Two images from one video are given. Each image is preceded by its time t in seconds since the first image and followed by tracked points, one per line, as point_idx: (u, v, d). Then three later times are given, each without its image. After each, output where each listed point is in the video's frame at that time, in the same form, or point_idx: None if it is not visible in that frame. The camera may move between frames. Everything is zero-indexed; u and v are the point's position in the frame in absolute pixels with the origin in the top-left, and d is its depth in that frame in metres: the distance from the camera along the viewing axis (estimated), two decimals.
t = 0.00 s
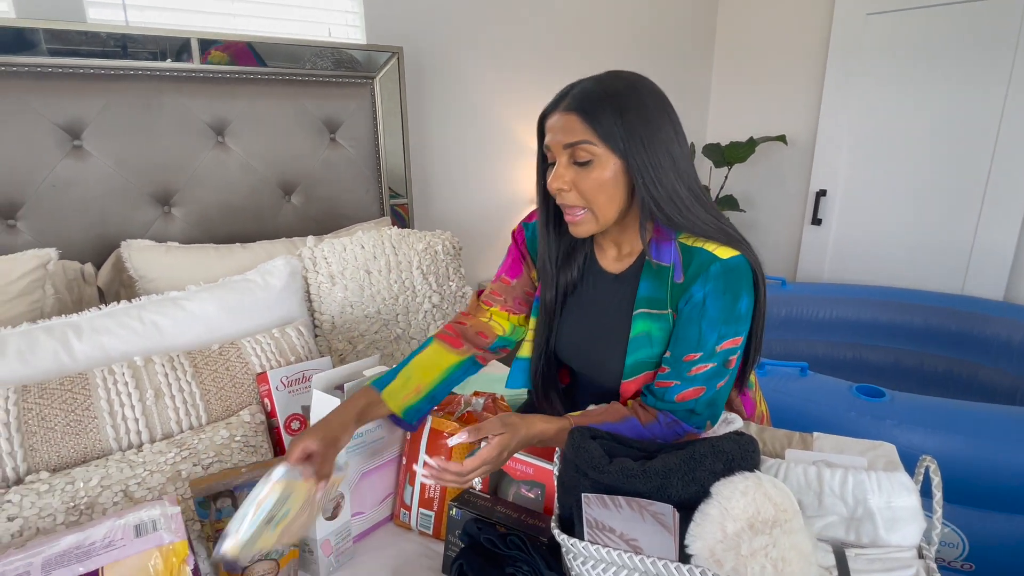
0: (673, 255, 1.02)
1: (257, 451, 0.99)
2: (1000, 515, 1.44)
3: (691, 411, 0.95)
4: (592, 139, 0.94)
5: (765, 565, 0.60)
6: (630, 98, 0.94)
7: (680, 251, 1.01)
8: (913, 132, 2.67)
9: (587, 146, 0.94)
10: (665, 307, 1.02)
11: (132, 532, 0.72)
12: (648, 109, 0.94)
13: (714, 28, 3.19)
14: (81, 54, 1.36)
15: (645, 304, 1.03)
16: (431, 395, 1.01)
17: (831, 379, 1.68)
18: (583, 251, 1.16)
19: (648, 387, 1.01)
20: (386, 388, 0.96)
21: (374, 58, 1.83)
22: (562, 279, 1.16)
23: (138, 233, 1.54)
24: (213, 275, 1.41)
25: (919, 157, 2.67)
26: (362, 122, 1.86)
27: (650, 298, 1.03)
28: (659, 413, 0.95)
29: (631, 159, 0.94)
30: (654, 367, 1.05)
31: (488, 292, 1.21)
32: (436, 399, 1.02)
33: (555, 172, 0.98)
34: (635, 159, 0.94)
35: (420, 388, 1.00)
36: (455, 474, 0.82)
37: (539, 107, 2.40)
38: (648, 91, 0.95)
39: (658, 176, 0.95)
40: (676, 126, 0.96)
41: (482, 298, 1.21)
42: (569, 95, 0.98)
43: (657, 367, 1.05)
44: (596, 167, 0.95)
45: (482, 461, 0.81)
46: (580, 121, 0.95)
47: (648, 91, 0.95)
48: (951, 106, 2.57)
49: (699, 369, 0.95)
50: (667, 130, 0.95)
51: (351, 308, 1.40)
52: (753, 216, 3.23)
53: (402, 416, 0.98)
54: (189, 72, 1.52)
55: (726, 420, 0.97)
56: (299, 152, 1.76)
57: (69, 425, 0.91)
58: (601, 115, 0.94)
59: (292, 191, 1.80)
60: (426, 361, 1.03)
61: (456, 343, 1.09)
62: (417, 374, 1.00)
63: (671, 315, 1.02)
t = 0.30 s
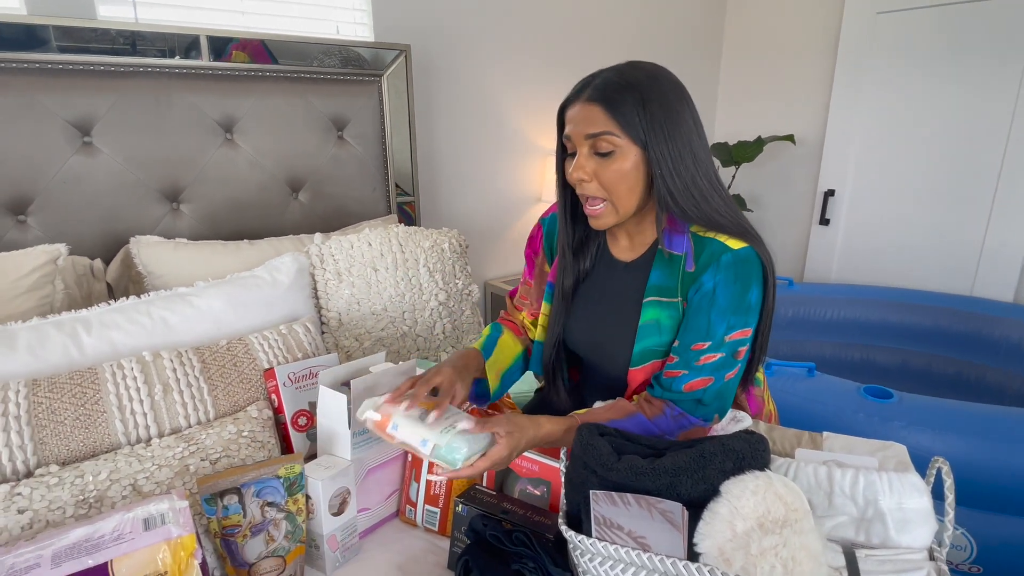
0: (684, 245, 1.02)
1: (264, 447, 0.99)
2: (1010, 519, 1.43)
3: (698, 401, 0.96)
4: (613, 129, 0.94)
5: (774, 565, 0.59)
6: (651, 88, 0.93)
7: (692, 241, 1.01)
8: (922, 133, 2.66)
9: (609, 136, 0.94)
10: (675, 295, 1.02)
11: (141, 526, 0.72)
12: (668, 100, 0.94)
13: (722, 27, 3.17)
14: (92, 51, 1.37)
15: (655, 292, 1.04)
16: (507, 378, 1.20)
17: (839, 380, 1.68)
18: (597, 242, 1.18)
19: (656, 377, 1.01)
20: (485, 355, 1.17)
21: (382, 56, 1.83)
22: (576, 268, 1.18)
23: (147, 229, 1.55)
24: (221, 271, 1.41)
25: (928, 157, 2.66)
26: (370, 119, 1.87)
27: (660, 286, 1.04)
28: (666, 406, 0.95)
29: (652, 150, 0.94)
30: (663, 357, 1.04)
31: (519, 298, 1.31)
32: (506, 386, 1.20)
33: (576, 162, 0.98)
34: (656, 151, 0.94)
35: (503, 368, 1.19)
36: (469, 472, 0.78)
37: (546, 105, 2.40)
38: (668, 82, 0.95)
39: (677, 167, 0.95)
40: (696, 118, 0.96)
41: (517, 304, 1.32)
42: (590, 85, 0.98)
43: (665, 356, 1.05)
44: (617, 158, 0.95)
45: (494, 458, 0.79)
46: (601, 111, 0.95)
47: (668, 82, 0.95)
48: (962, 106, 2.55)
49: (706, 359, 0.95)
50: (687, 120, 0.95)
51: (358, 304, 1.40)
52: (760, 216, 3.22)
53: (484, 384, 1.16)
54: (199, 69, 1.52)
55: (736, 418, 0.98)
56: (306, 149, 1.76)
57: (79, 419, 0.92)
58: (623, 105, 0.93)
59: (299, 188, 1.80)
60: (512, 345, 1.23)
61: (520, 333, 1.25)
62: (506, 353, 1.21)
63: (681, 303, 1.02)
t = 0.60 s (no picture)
0: (687, 238, 1.00)
1: (264, 441, 0.99)
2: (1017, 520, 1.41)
3: (697, 395, 0.95)
4: (617, 122, 0.93)
5: (776, 565, 0.58)
6: (655, 81, 0.92)
7: (694, 235, 1.00)
8: (931, 130, 2.63)
9: (611, 130, 0.93)
10: (676, 288, 1.01)
11: (139, 519, 0.72)
12: (672, 92, 0.93)
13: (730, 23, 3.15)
14: (96, 45, 1.37)
15: (656, 285, 1.03)
16: (514, 360, 1.22)
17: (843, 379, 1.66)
18: (600, 237, 1.18)
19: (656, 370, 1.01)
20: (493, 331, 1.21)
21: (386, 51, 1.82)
22: (578, 263, 1.18)
23: (151, 223, 1.55)
24: (224, 266, 1.41)
25: (937, 155, 2.63)
26: (374, 114, 1.86)
27: (662, 279, 1.03)
28: (665, 399, 0.94)
29: (655, 144, 0.93)
30: (664, 350, 1.03)
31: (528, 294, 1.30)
32: (512, 368, 1.22)
33: (578, 155, 0.98)
34: (659, 145, 0.93)
35: (511, 349, 1.21)
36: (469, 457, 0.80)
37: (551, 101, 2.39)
38: (673, 74, 0.94)
39: (681, 161, 0.94)
40: (700, 111, 0.95)
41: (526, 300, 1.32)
42: (594, 77, 0.97)
43: (665, 350, 1.04)
44: (620, 151, 0.94)
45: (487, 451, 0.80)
46: (604, 104, 0.94)
47: (672, 74, 0.94)
48: (973, 103, 2.52)
49: (705, 353, 0.94)
50: (692, 114, 0.94)
51: (360, 300, 1.40)
52: (766, 213, 3.19)
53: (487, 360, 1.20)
54: (203, 64, 1.53)
55: (738, 417, 0.94)
56: (310, 144, 1.76)
57: (79, 413, 0.92)
58: (626, 98, 0.92)
59: (303, 183, 1.80)
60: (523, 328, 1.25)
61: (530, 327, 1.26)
62: (516, 336, 1.23)
63: (682, 296, 1.01)
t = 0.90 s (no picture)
0: (690, 234, 0.99)
1: (269, 435, 0.99)
2: None
3: (702, 391, 0.94)
4: (616, 120, 0.91)
5: (785, 564, 0.58)
6: (654, 77, 0.91)
7: (697, 230, 0.99)
8: (944, 125, 2.60)
9: (612, 127, 0.92)
10: (681, 284, 1.00)
11: (144, 512, 0.72)
12: (671, 88, 0.91)
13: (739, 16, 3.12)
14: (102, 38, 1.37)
15: (661, 281, 1.02)
16: (529, 358, 1.23)
17: (852, 376, 1.65)
18: (604, 236, 1.16)
19: (662, 367, 1.00)
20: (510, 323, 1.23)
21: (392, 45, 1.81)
22: (583, 263, 1.16)
23: (158, 217, 1.55)
24: (230, 260, 1.41)
25: (950, 150, 2.59)
26: (380, 108, 1.85)
27: (666, 275, 1.02)
28: (670, 396, 0.93)
29: (656, 141, 0.92)
30: (669, 347, 1.02)
31: (535, 295, 1.29)
32: (528, 365, 1.23)
33: (578, 155, 0.96)
34: (660, 142, 0.92)
35: (526, 345, 1.22)
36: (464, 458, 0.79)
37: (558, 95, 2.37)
38: (671, 70, 0.93)
39: (683, 158, 0.93)
40: (700, 106, 0.93)
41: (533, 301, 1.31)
42: (591, 75, 0.96)
43: (671, 347, 1.03)
44: (620, 150, 0.93)
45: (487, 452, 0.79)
46: (603, 102, 0.92)
47: (671, 70, 0.93)
48: (986, 98, 2.49)
49: (711, 348, 0.93)
50: (692, 109, 0.92)
51: (365, 294, 1.39)
52: (775, 209, 3.16)
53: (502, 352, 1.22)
54: (210, 58, 1.52)
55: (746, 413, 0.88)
56: (316, 138, 1.76)
57: (85, 405, 0.92)
58: (625, 95, 0.91)
59: (309, 177, 1.79)
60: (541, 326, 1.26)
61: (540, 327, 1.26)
62: (532, 333, 1.24)
63: (687, 292, 1.00)
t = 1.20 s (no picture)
0: (705, 228, 0.97)
1: (277, 430, 0.98)
2: None
3: (717, 388, 0.92)
4: (628, 112, 0.90)
5: (804, 565, 0.55)
6: (667, 66, 0.89)
7: (712, 223, 0.97)
8: (961, 118, 2.55)
9: (623, 119, 0.90)
10: (695, 279, 0.98)
11: (150, 507, 0.71)
12: (685, 77, 0.89)
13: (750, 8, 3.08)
14: (109, 29, 1.37)
15: (674, 277, 1.00)
16: (536, 358, 1.21)
17: (867, 372, 1.62)
18: (615, 229, 1.14)
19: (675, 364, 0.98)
20: (514, 325, 1.20)
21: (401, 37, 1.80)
22: (594, 256, 1.14)
23: (165, 211, 1.54)
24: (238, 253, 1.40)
25: (967, 143, 2.54)
26: (388, 102, 1.84)
27: (679, 270, 1.00)
28: (683, 393, 0.92)
29: (669, 133, 0.90)
30: (682, 343, 1.01)
31: (544, 289, 1.27)
32: (533, 366, 1.21)
33: (589, 147, 0.95)
34: (674, 134, 0.89)
35: (532, 346, 1.20)
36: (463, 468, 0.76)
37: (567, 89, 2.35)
38: (685, 57, 0.90)
39: (698, 150, 0.91)
40: (716, 96, 0.91)
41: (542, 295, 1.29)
42: (602, 64, 0.94)
43: (684, 344, 1.01)
44: (632, 142, 0.91)
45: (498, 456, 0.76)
46: (614, 92, 0.90)
47: (685, 58, 0.90)
48: (1004, 90, 2.44)
49: (726, 345, 0.91)
50: (707, 99, 0.90)
51: (373, 289, 1.38)
52: (786, 204, 3.12)
53: (506, 352, 1.20)
54: (217, 50, 1.51)
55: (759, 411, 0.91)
56: (323, 132, 1.75)
57: (92, 398, 0.91)
58: (637, 85, 0.89)
59: (317, 171, 1.78)
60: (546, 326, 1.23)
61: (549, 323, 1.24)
62: (539, 333, 1.21)
63: (701, 287, 0.98)
